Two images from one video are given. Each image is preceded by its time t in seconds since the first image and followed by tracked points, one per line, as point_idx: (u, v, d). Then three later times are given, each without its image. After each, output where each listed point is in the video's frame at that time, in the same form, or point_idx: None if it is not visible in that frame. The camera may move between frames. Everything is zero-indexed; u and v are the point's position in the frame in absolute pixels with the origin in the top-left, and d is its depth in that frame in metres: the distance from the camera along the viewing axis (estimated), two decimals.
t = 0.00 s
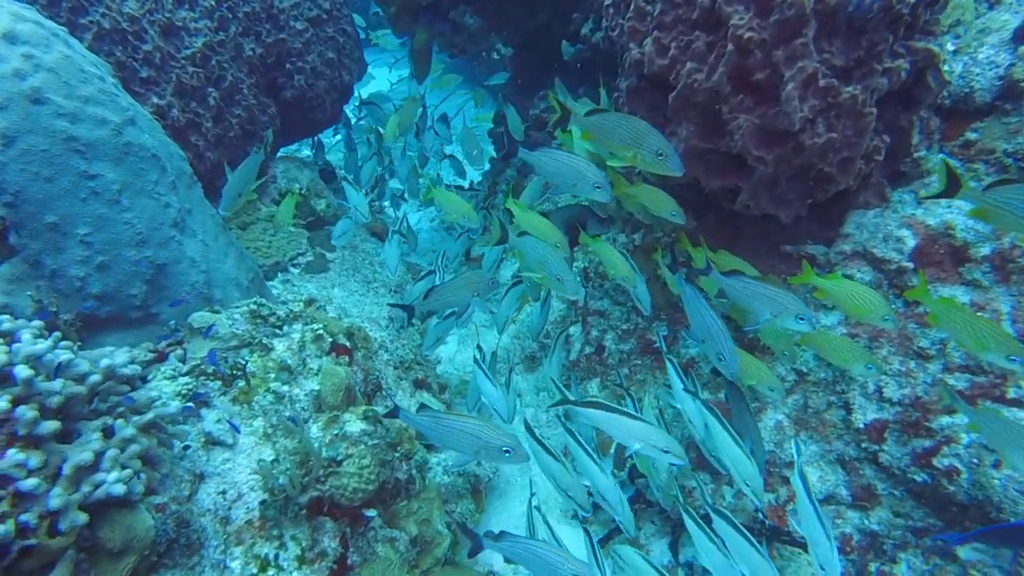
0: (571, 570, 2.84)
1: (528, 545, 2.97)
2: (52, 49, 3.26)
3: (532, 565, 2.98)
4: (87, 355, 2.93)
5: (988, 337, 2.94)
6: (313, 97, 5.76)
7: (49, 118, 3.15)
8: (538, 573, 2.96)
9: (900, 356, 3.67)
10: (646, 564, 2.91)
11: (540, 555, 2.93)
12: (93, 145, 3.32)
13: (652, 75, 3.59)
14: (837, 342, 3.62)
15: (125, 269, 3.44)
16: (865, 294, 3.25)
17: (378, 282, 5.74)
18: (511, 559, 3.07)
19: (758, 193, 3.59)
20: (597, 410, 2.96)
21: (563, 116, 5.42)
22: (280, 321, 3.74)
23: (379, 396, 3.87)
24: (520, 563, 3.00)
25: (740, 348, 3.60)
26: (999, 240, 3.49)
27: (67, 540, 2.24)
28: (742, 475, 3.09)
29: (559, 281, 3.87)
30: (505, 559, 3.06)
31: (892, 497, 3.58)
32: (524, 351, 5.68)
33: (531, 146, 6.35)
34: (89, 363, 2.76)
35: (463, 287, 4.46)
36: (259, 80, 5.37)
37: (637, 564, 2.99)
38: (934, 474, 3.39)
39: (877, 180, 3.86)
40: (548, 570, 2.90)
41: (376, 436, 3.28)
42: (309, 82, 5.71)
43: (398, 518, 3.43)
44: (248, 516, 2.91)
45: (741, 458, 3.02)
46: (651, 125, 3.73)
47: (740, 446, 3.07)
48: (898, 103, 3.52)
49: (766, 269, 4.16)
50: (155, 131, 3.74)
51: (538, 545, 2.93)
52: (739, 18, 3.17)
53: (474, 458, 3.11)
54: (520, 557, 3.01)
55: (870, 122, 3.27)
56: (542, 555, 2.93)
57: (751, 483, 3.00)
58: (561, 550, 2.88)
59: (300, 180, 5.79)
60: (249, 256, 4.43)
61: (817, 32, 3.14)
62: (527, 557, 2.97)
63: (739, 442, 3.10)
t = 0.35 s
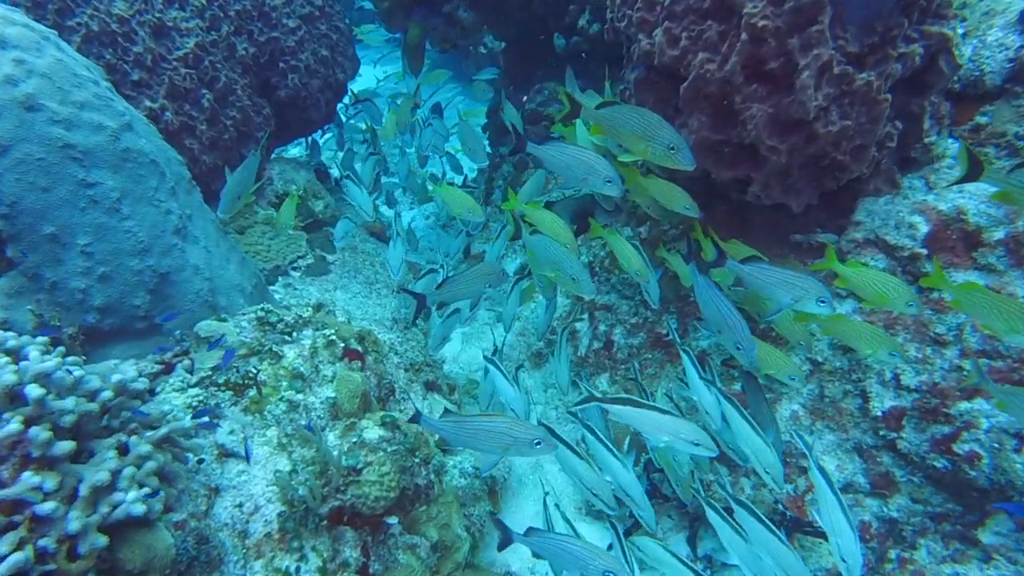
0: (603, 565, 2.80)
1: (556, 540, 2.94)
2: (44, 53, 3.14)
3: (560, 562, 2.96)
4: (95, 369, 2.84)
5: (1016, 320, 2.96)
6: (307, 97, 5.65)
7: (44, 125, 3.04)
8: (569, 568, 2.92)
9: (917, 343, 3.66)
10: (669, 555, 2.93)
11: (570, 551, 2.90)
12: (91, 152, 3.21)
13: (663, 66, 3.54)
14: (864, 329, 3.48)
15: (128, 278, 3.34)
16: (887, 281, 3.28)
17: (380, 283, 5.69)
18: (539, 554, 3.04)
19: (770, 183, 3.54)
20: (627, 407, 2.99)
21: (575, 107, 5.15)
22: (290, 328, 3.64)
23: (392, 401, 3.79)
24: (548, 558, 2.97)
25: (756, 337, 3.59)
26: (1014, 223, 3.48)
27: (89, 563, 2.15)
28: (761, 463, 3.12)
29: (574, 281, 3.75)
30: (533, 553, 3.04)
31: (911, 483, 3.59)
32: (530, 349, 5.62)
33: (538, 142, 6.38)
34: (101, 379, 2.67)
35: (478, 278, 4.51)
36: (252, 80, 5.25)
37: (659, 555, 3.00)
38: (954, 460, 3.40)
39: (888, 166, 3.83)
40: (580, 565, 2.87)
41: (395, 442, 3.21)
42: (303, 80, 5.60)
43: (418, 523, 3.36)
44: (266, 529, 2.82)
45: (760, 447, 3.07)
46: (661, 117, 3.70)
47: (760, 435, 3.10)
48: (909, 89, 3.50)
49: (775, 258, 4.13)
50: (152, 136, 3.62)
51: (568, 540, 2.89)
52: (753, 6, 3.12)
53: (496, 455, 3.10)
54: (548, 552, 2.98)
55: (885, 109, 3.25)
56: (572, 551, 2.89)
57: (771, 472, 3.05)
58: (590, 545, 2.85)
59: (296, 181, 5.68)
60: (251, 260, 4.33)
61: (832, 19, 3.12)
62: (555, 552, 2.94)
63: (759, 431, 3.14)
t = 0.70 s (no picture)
0: (633, 561, 2.78)
1: (585, 535, 2.91)
2: (36, 58, 3.02)
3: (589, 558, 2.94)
4: (102, 384, 2.70)
5: None
6: (300, 98, 5.55)
7: (39, 134, 2.93)
8: (597, 564, 2.89)
9: (930, 330, 3.67)
10: (688, 542, 2.98)
11: (600, 546, 2.87)
12: (88, 160, 3.10)
13: (672, 59, 3.53)
14: (884, 315, 3.44)
15: (130, 289, 3.24)
16: (909, 271, 3.27)
17: (379, 285, 5.63)
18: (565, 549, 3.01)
19: (780, 174, 3.50)
20: (653, 402, 3.00)
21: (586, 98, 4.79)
22: (299, 335, 3.55)
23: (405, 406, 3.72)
24: (577, 554, 2.94)
25: (772, 329, 3.55)
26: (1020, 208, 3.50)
27: None
28: (777, 451, 3.12)
29: (591, 282, 3.71)
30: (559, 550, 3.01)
31: (926, 471, 3.60)
32: (533, 347, 5.58)
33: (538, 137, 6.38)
34: (113, 396, 2.58)
35: (490, 271, 4.67)
36: (244, 82, 5.14)
37: (677, 544, 3.06)
38: (971, 446, 3.41)
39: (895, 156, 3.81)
40: (609, 560, 2.85)
41: (414, 449, 3.16)
42: (295, 80, 5.49)
43: (438, 530, 3.29)
44: (285, 543, 2.75)
45: (776, 435, 3.07)
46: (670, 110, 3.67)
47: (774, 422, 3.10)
48: (916, 76, 3.51)
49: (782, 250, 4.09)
50: (149, 141, 3.51)
51: (598, 535, 2.87)
52: None
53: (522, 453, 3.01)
54: (576, 548, 2.95)
55: (896, 97, 3.24)
56: (600, 545, 2.87)
57: (786, 460, 3.06)
58: (618, 539, 2.83)
59: (291, 183, 5.56)
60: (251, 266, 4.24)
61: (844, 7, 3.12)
62: (584, 547, 2.92)
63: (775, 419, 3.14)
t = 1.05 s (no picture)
0: (655, 559, 2.77)
1: (607, 532, 2.88)
2: (27, 62, 2.92)
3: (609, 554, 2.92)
4: (109, 400, 2.64)
5: None
6: (293, 99, 5.47)
7: (34, 141, 2.83)
8: (616, 559, 2.88)
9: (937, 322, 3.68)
10: (697, 535, 2.98)
11: (620, 542, 2.85)
12: (86, 167, 3.01)
13: (678, 56, 3.50)
14: (899, 309, 3.45)
15: (130, 299, 3.15)
16: (922, 262, 3.41)
17: (377, 287, 5.57)
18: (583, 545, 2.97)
19: (786, 169, 3.48)
20: (674, 398, 3.00)
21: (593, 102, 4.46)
22: (306, 343, 3.48)
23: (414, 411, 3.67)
24: (596, 550, 2.92)
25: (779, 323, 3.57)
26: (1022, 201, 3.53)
27: None
28: (786, 443, 3.10)
29: (600, 284, 3.69)
30: (578, 546, 3.01)
31: (935, 463, 3.63)
32: (534, 347, 5.55)
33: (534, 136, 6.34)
34: (122, 411, 2.51)
35: (494, 268, 4.67)
36: (236, 84, 5.05)
37: (684, 535, 3.06)
38: (980, 437, 3.44)
39: (899, 151, 3.82)
40: (630, 557, 2.83)
41: (429, 456, 3.13)
42: (287, 82, 5.41)
43: (452, 536, 3.23)
44: (299, 555, 2.67)
45: (785, 427, 3.04)
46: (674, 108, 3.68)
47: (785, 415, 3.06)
48: (920, 69, 3.53)
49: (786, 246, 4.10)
50: (145, 147, 3.42)
51: (619, 532, 2.85)
52: None
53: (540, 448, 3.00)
54: (595, 544, 2.93)
55: (903, 92, 3.25)
56: (621, 542, 2.85)
57: (795, 453, 3.04)
58: (642, 537, 2.81)
59: (286, 186, 5.47)
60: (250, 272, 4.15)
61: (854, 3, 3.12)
62: (604, 543, 2.90)
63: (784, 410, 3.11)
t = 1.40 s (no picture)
0: (672, 561, 2.75)
1: (626, 531, 2.90)
2: (19, 67, 2.82)
3: (626, 554, 2.93)
4: (113, 416, 2.56)
5: None
6: (284, 101, 5.39)
7: (28, 149, 2.73)
8: (634, 560, 2.88)
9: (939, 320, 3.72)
10: (704, 530, 3.01)
11: (639, 542, 2.86)
12: (81, 176, 2.91)
13: (682, 56, 3.49)
14: (912, 305, 3.42)
15: (130, 311, 3.07)
16: (938, 259, 3.38)
17: (374, 292, 5.50)
18: (602, 542, 3.01)
19: (790, 169, 3.48)
20: (689, 398, 3.03)
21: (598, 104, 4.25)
22: (310, 351, 3.42)
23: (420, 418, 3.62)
24: (613, 547, 2.95)
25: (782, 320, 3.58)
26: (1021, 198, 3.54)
27: None
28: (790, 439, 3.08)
29: (605, 289, 3.65)
30: (596, 543, 3.05)
31: (939, 459, 3.67)
32: (533, 349, 5.49)
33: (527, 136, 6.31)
34: (131, 429, 2.44)
35: (496, 268, 4.66)
36: (227, 87, 4.95)
37: (694, 531, 3.07)
38: (984, 433, 3.48)
39: (898, 150, 3.84)
40: (647, 559, 2.83)
41: (446, 467, 3.13)
42: (279, 84, 5.32)
43: (464, 546, 3.17)
44: (312, 571, 2.59)
45: (790, 423, 3.02)
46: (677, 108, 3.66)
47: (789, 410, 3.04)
48: (922, 69, 3.56)
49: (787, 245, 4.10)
50: (141, 153, 3.32)
51: (637, 532, 2.86)
52: None
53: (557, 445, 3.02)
54: (612, 541, 2.96)
55: (907, 92, 3.26)
56: (639, 542, 2.86)
57: (800, 448, 3.02)
58: (660, 539, 2.79)
59: (278, 191, 5.37)
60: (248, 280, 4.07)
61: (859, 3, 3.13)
62: (621, 542, 2.91)
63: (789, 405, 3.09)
